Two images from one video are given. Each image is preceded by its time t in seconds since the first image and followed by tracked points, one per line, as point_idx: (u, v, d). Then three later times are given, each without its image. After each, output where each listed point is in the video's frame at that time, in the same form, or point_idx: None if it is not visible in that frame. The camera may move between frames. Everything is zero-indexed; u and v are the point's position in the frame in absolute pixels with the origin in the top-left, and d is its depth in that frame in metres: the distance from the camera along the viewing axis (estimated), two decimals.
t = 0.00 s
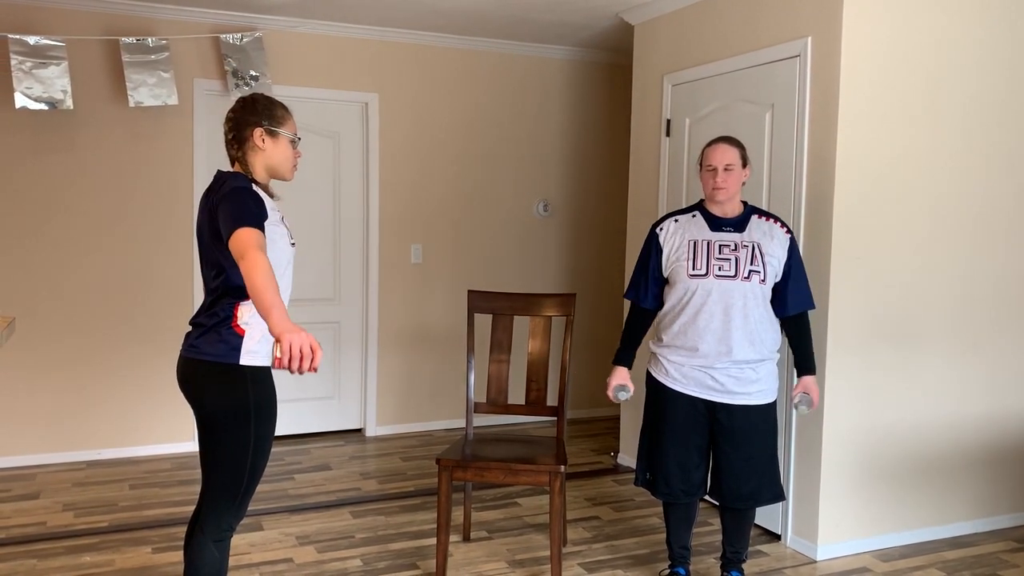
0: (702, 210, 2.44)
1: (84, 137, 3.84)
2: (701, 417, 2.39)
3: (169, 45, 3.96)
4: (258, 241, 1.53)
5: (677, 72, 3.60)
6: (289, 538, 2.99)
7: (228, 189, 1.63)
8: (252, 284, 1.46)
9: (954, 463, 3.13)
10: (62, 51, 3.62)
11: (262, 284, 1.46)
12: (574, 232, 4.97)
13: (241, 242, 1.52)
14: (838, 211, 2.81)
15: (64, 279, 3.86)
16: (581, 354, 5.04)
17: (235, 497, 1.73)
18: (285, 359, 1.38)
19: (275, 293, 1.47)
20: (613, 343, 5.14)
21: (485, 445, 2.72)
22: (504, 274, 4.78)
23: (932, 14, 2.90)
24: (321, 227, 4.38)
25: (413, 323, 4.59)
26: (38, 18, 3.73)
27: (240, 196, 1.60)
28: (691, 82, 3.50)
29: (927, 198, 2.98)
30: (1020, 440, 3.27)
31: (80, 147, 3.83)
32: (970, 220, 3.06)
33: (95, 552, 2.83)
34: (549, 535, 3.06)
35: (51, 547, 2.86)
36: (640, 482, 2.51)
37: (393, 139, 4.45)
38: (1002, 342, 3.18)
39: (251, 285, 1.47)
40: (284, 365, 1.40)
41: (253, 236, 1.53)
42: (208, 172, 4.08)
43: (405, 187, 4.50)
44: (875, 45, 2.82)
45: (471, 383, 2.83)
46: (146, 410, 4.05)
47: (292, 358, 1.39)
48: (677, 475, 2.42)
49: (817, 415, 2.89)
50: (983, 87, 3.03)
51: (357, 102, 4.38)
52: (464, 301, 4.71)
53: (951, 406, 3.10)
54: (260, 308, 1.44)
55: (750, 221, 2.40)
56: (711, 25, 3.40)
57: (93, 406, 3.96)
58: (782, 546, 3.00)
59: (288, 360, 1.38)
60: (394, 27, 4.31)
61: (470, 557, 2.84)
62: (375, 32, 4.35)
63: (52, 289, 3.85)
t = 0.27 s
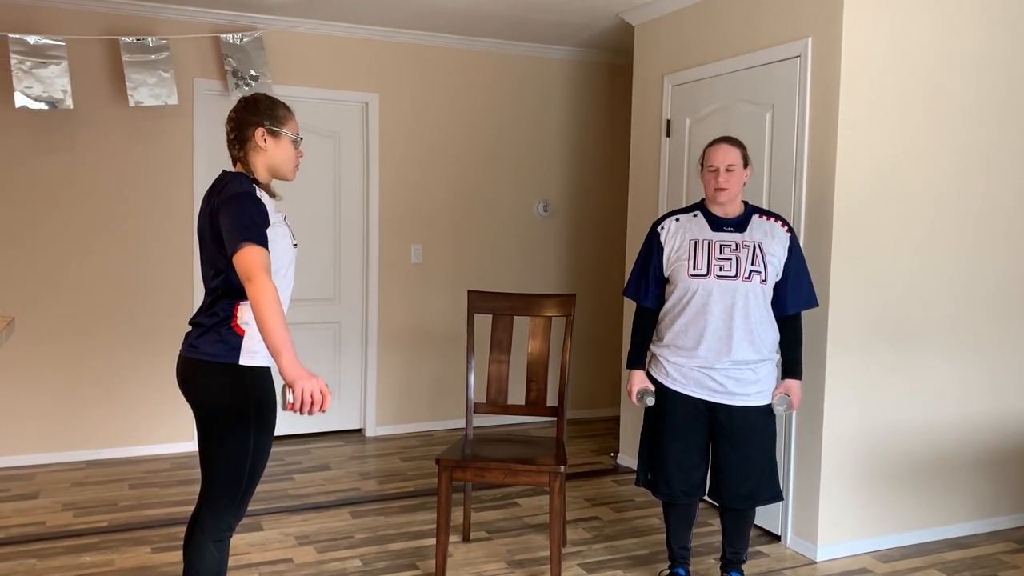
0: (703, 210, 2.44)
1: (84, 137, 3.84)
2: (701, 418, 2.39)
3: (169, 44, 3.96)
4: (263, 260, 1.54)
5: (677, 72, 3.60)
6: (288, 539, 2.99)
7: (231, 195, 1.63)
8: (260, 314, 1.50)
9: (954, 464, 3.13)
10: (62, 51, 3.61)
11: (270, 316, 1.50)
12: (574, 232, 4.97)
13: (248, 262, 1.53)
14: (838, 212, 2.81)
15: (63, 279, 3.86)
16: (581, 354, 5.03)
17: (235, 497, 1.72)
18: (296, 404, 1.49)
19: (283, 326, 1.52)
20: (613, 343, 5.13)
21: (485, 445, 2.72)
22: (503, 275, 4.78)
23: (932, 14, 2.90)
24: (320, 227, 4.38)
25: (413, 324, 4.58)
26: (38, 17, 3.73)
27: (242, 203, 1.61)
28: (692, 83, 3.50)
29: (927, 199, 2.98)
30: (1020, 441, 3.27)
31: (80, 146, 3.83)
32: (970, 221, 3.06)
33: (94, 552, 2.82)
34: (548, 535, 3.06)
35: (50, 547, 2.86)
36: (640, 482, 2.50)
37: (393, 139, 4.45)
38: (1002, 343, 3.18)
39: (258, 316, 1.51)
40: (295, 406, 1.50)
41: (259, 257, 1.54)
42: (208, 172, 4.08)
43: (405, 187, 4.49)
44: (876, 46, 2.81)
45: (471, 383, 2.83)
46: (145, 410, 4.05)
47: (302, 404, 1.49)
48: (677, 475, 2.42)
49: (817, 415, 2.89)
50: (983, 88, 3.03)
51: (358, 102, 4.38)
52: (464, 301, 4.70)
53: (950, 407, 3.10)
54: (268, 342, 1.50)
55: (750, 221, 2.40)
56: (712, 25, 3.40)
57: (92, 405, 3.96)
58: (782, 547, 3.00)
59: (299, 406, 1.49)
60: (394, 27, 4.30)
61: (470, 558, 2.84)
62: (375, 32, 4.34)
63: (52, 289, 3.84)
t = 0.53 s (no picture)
0: (701, 210, 2.44)
1: (84, 137, 3.84)
2: (700, 419, 2.39)
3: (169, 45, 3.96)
4: (263, 279, 1.59)
5: (677, 74, 3.61)
6: (287, 540, 2.99)
7: (232, 198, 1.64)
8: (257, 338, 1.58)
9: (953, 465, 3.13)
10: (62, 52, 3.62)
11: (268, 338, 1.58)
12: (574, 233, 4.97)
13: (250, 280, 1.58)
14: (837, 213, 2.81)
15: (63, 279, 3.86)
16: (580, 355, 5.04)
17: (234, 498, 1.73)
18: (288, 432, 1.62)
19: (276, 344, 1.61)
20: (612, 344, 5.14)
21: (484, 446, 2.72)
22: (503, 276, 4.79)
23: (931, 16, 2.90)
24: (320, 228, 4.38)
25: (412, 324, 4.58)
26: (38, 18, 3.73)
27: (244, 208, 1.62)
28: (691, 84, 3.50)
29: (926, 200, 2.98)
30: (1018, 442, 3.27)
31: (80, 147, 3.83)
32: (969, 222, 3.06)
33: (94, 553, 2.82)
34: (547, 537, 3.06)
35: (50, 548, 2.86)
36: (640, 483, 2.50)
37: (393, 140, 4.45)
38: (1001, 345, 3.18)
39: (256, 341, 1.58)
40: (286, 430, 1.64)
41: (259, 275, 1.58)
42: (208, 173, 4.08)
43: (405, 188, 4.49)
44: (875, 47, 2.82)
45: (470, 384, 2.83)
46: (145, 410, 4.05)
47: (294, 432, 1.62)
48: (676, 476, 2.42)
49: (816, 417, 2.89)
50: (983, 89, 3.03)
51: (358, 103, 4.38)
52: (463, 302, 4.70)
53: (950, 409, 3.10)
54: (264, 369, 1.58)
55: (749, 221, 2.40)
56: (711, 26, 3.41)
57: (92, 406, 3.96)
58: (782, 548, 3.00)
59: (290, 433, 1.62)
60: (394, 28, 4.30)
61: (469, 559, 2.84)
62: (375, 33, 4.35)
63: (51, 289, 3.84)
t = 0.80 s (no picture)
0: (700, 213, 2.45)
1: (84, 139, 3.84)
2: (700, 421, 2.39)
3: (169, 47, 3.96)
4: (258, 284, 1.61)
5: (676, 76, 3.61)
6: (287, 541, 2.99)
7: (233, 202, 1.64)
8: (247, 343, 1.60)
9: (953, 467, 3.13)
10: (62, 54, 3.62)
11: (259, 343, 1.60)
12: (573, 234, 4.97)
13: (244, 285, 1.59)
14: (836, 215, 2.82)
15: (62, 281, 3.86)
16: (580, 357, 5.04)
17: (235, 499, 1.72)
18: (273, 438, 1.65)
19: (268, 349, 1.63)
20: (612, 346, 5.14)
21: (484, 448, 2.72)
22: (503, 277, 4.79)
23: (930, 18, 2.91)
24: (320, 230, 4.38)
25: (412, 326, 4.59)
26: (38, 20, 3.74)
27: (244, 211, 1.62)
28: (690, 87, 3.50)
29: (925, 202, 2.99)
30: (1018, 444, 3.27)
31: (80, 149, 3.84)
32: (969, 224, 3.07)
33: (93, 555, 2.82)
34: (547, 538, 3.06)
35: (49, 550, 2.86)
36: (640, 486, 2.50)
37: (393, 141, 4.45)
38: (1000, 347, 3.18)
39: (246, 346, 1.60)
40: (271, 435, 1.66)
41: (254, 281, 1.60)
42: (207, 175, 4.08)
43: (404, 190, 4.50)
44: (874, 50, 2.82)
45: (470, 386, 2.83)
46: (144, 412, 4.05)
47: (279, 438, 1.65)
48: (676, 478, 2.42)
49: (815, 419, 2.89)
50: (982, 91, 3.03)
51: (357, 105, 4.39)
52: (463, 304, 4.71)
53: (949, 410, 3.10)
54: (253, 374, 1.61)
55: (747, 223, 2.41)
56: (711, 29, 3.41)
57: (92, 407, 3.96)
58: (781, 550, 3.00)
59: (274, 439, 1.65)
60: (393, 30, 4.31)
61: (469, 561, 2.85)
62: (374, 36, 4.35)
63: (50, 291, 3.84)
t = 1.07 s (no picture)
0: (700, 214, 2.45)
1: (84, 142, 3.84)
2: (700, 423, 2.39)
3: (169, 50, 3.97)
4: (253, 286, 1.61)
5: (675, 78, 3.62)
6: (287, 544, 2.99)
7: (232, 205, 1.64)
8: (240, 345, 1.61)
9: (953, 469, 3.13)
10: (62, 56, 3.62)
11: (252, 346, 1.61)
12: (573, 236, 4.98)
13: (239, 288, 1.60)
14: (836, 217, 2.82)
15: (62, 284, 3.86)
16: (580, 359, 5.04)
17: (235, 502, 1.72)
18: (262, 440, 1.66)
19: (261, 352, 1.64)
20: (612, 348, 5.14)
21: (484, 450, 2.72)
22: (503, 279, 4.79)
23: (929, 20, 2.91)
24: (320, 232, 4.38)
25: (412, 328, 4.59)
26: (39, 23, 3.74)
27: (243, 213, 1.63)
28: (690, 89, 3.51)
29: (925, 204, 2.99)
30: (1018, 446, 3.27)
31: (80, 151, 3.84)
32: (968, 226, 3.07)
33: (93, 557, 2.82)
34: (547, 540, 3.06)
35: (49, 552, 2.86)
36: (641, 488, 2.50)
37: (393, 144, 4.45)
38: (1000, 349, 3.18)
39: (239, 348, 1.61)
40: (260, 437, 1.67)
41: (249, 284, 1.61)
42: (207, 177, 4.09)
43: (404, 192, 4.50)
44: (873, 52, 2.82)
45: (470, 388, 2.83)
46: (144, 415, 4.05)
47: (269, 439, 1.66)
48: (677, 480, 2.42)
49: (816, 421, 2.89)
50: (981, 93, 3.04)
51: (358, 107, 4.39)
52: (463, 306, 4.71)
53: (949, 412, 3.11)
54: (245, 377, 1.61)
55: (747, 224, 2.41)
56: (710, 31, 3.41)
57: (92, 410, 3.96)
58: (781, 552, 3.00)
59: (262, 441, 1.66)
60: (393, 32, 4.31)
61: (469, 563, 2.85)
62: (374, 38, 4.36)
63: (51, 293, 3.84)
